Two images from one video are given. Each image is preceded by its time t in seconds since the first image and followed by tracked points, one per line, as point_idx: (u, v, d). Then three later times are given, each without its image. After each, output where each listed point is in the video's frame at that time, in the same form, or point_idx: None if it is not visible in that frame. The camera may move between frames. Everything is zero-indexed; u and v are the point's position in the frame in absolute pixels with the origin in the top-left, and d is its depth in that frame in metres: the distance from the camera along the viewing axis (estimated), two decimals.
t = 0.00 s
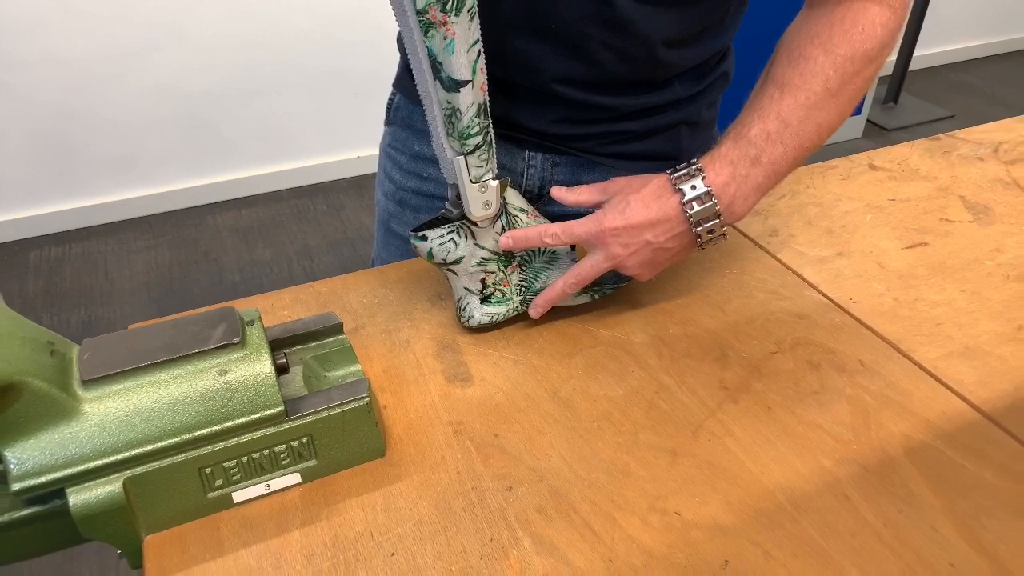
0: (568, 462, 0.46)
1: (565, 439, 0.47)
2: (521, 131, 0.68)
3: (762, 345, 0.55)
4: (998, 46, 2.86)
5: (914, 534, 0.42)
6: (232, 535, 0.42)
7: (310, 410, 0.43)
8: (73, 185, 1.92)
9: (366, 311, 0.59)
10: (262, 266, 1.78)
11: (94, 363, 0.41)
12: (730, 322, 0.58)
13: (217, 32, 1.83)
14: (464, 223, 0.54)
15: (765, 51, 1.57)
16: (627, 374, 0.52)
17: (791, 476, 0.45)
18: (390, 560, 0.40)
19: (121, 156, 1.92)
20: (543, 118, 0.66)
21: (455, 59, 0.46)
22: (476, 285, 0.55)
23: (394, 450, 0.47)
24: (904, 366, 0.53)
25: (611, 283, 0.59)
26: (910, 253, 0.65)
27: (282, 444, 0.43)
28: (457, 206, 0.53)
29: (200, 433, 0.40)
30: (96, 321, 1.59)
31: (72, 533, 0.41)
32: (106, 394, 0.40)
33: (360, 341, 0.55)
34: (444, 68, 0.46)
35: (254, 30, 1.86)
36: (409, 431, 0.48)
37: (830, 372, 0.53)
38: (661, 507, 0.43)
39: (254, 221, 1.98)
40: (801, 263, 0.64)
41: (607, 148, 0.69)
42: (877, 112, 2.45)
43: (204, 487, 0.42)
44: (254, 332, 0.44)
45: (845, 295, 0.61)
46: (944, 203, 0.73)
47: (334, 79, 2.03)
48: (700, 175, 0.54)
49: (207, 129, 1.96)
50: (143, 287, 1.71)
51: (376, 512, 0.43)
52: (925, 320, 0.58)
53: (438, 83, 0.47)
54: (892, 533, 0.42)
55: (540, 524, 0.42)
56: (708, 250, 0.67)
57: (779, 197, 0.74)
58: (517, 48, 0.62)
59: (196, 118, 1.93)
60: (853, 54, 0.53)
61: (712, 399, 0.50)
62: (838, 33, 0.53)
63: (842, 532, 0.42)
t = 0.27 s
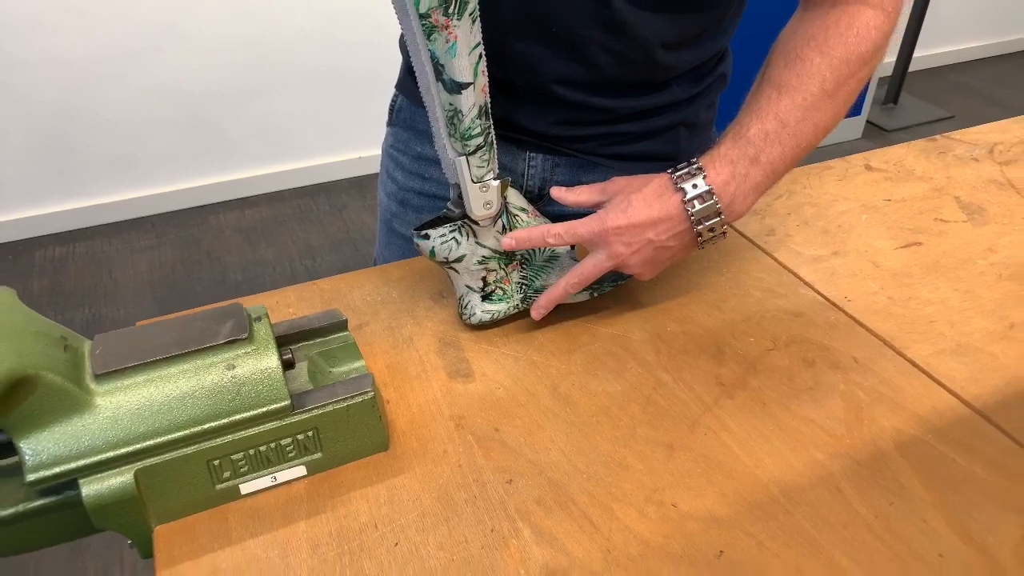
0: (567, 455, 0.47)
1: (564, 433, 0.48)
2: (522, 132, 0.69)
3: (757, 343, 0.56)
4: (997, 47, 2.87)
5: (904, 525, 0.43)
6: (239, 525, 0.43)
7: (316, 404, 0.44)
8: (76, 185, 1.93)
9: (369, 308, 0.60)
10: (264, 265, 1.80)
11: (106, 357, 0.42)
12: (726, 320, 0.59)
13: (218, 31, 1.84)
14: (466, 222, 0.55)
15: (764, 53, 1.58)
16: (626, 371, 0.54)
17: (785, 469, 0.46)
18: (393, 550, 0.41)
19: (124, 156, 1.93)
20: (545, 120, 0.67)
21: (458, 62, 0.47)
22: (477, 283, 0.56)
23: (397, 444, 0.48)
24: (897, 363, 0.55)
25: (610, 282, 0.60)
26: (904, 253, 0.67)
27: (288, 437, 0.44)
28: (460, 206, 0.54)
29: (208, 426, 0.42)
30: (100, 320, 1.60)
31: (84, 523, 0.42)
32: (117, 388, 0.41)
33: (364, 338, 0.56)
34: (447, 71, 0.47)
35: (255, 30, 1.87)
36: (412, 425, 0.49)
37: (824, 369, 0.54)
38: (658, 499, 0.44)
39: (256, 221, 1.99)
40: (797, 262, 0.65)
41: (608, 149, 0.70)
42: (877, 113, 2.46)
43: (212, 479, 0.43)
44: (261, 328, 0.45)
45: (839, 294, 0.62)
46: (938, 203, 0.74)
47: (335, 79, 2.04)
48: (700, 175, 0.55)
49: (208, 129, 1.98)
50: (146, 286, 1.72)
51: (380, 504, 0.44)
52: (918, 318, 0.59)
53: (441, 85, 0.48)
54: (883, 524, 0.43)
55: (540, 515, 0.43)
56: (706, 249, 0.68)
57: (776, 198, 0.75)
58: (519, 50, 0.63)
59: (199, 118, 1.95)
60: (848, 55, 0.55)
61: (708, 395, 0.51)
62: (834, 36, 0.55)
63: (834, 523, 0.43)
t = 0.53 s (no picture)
0: (564, 447, 0.48)
1: (562, 425, 0.50)
2: (521, 132, 0.70)
3: (751, 339, 0.57)
4: (996, 48, 2.88)
5: (891, 514, 0.44)
6: (246, 514, 0.44)
7: (320, 396, 0.45)
8: (80, 184, 1.95)
9: (371, 304, 0.61)
10: (267, 264, 1.81)
11: (117, 351, 0.43)
12: (721, 316, 0.60)
13: (221, 32, 1.86)
14: (467, 220, 0.56)
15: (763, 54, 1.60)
16: (622, 365, 0.55)
17: (776, 461, 0.48)
18: (395, 538, 0.42)
19: (127, 155, 1.95)
20: (543, 120, 0.69)
21: (459, 64, 0.49)
22: (477, 280, 0.58)
23: (399, 435, 0.49)
24: (887, 359, 0.56)
25: (606, 278, 0.61)
26: (896, 251, 0.68)
27: (293, 429, 0.45)
28: (459, 204, 0.55)
29: (215, 417, 0.43)
30: (104, 318, 1.62)
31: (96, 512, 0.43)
32: (128, 380, 0.42)
33: (366, 333, 0.58)
34: (448, 73, 0.49)
35: (257, 31, 1.89)
36: (413, 418, 0.50)
37: (816, 364, 0.55)
38: (652, 489, 0.45)
39: (258, 220, 2.00)
40: (791, 260, 0.67)
41: (605, 149, 0.71)
42: (876, 114, 2.48)
43: (219, 469, 0.44)
44: (267, 323, 0.47)
45: (832, 291, 0.63)
46: (931, 203, 0.75)
47: (337, 79, 2.06)
48: (691, 174, 0.56)
49: (210, 129, 1.99)
50: (150, 285, 1.74)
51: (382, 493, 0.45)
52: (909, 315, 0.60)
53: (442, 86, 0.50)
54: (870, 514, 0.44)
55: (537, 504, 0.44)
56: (701, 247, 0.69)
57: (771, 197, 0.76)
58: (518, 52, 0.64)
59: (202, 118, 1.97)
60: (838, 59, 0.56)
61: (702, 389, 0.53)
62: (825, 39, 0.56)
63: (823, 512, 0.44)
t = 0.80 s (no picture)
0: (560, 435, 0.50)
1: (558, 415, 0.52)
2: (520, 132, 0.72)
3: (742, 333, 0.59)
4: (994, 49, 2.90)
5: (874, 500, 0.46)
6: (254, 499, 0.46)
7: (325, 386, 0.47)
8: (85, 183, 1.97)
9: (374, 300, 0.63)
10: (270, 262, 1.83)
11: (131, 342, 0.45)
12: (713, 311, 0.62)
13: (225, 33, 1.88)
14: (467, 218, 0.58)
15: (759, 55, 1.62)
16: (617, 358, 0.57)
17: (764, 449, 0.49)
18: (397, 522, 0.44)
19: (132, 155, 1.97)
20: (542, 120, 0.70)
21: (459, 67, 0.50)
22: (477, 276, 0.59)
23: (401, 425, 0.51)
24: (874, 352, 0.58)
25: (602, 274, 0.63)
26: (885, 248, 0.70)
27: (300, 417, 0.47)
28: (460, 202, 0.57)
29: (226, 405, 0.45)
30: (109, 315, 1.64)
31: (110, 497, 0.45)
32: (142, 370, 0.44)
33: (369, 327, 0.60)
34: (448, 76, 0.51)
35: (260, 33, 1.92)
36: (415, 409, 0.52)
37: (805, 357, 0.57)
38: (644, 476, 0.47)
39: (261, 219, 2.02)
40: (783, 257, 0.69)
41: (602, 148, 0.73)
42: (874, 115, 2.50)
43: (229, 456, 0.46)
44: (274, 316, 0.49)
45: (822, 287, 0.65)
46: (920, 202, 0.77)
47: (338, 79, 2.08)
48: (683, 172, 0.58)
49: (213, 129, 2.01)
50: (154, 282, 1.76)
51: (385, 480, 0.47)
52: (896, 310, 0.62)
53: (443, 88, 0.51)
54: (854, 499, 0.46)
55: (534, 490, 0.46)
56: (696, 244, 0.71)
57: (764, 196, 0.78)
58: (517, 54, 0.66)
59: (205, 117, 1.99)
60: (825, 61, 0.58)
61: (694, 381, 0.55)
62: (813, 42, 0.59)
63: (808, 498, 0.46)
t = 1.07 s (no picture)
0: (555, 422, 0.52)
1: (553, 403, 0.53)
2: (518, 131, 0.74)
3: (732, 325, 0.61)
4: (991, 49, 2.92)
5: (855, 484, 0.48)
6: (261, 482, 0.48)
7: (329, 374, 0.49)
8: (89, 182, 2.00)
9: (375, 293, 0.65)
10: (272, 260, 1.85)
11: (143, 332, 0.47)
12: (704, 304, 0.64)
13: (228, 34, 1.91)
14: (465, 214, 0.60)
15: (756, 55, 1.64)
16: (610, 350, 0.59)
17: (751, 436, 0.51)
18: (398, 503, 0.46)
19: (136, 154, 2.00)
20: (538, 120, 0.72)
21: (458, 68, 0.52)
22: (475, 270, 0.61)
23: (402, 412, 0.53)
24: (859, 343, 0.60)
25: (596, 269, 0.65)
26: (873, 244, 0.72)
27: (304, 404, 0.49)
28: (459, 199, 0.59)
29: (234, 392, 0.47)
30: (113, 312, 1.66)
31: (123, 479, 0.47)
32: (154, 358, 0.46)
33: (371, 320, 0.62)
34: (447, 76, 0.53)
35: (263, 34, 1.94)
36: (415, 397, 0.54)
37: (792, 348, 0.59)
38: (635, 460, 0.49)
39: (263, 218, 2.04)
40: (772, 253, 0.71)
41: (598, 147, 0.75)
42: (871, 115, 2.52)
43: (237, 440, 0.48)
44: (280, 307, 0.51)
45: (810, 281, 0.67)
46: (908, 199, 0.79)
47: (340, 79, 2.10)
48: (674, 169, 0.60)
49: (216, 129, 2.04)
50: (157, 280, 1.78)
51: (386, 464, 0.49)
52: (882, 303, 0.64)
53: (442, 88, 0.53)
54: (836, 483, 0.48)
55: (529, 474, 0.48)
56: (688, 240, 0.73)
57: (756, 193, 0.80)
58: (514, 55, 0.68)
59: (208, 117, 2.01)
60: (811, 62, 0.60)
61: (685, 371, 0.57)
62: (800, 44, 0.61)
63: (792, 481, 0.48)
